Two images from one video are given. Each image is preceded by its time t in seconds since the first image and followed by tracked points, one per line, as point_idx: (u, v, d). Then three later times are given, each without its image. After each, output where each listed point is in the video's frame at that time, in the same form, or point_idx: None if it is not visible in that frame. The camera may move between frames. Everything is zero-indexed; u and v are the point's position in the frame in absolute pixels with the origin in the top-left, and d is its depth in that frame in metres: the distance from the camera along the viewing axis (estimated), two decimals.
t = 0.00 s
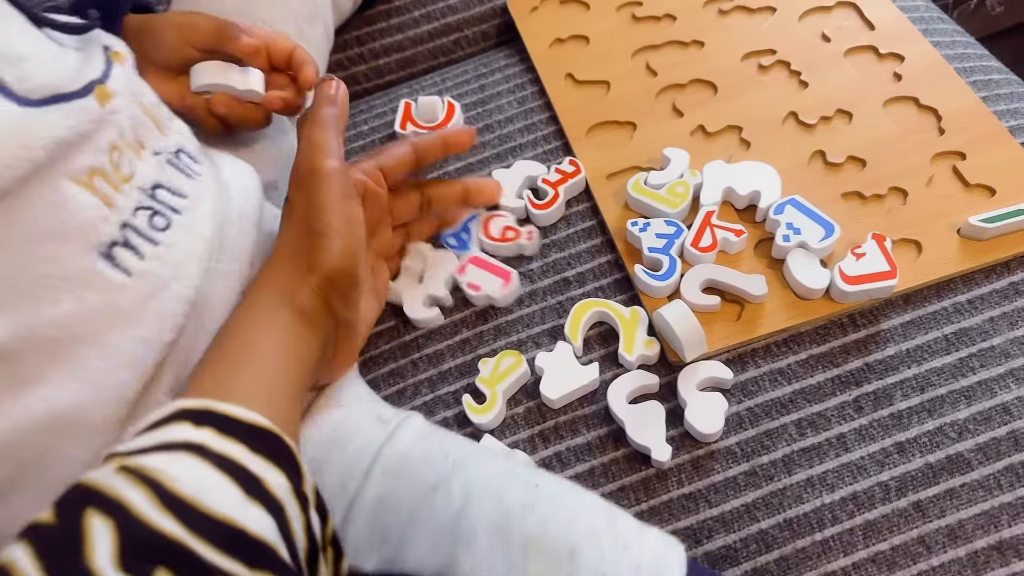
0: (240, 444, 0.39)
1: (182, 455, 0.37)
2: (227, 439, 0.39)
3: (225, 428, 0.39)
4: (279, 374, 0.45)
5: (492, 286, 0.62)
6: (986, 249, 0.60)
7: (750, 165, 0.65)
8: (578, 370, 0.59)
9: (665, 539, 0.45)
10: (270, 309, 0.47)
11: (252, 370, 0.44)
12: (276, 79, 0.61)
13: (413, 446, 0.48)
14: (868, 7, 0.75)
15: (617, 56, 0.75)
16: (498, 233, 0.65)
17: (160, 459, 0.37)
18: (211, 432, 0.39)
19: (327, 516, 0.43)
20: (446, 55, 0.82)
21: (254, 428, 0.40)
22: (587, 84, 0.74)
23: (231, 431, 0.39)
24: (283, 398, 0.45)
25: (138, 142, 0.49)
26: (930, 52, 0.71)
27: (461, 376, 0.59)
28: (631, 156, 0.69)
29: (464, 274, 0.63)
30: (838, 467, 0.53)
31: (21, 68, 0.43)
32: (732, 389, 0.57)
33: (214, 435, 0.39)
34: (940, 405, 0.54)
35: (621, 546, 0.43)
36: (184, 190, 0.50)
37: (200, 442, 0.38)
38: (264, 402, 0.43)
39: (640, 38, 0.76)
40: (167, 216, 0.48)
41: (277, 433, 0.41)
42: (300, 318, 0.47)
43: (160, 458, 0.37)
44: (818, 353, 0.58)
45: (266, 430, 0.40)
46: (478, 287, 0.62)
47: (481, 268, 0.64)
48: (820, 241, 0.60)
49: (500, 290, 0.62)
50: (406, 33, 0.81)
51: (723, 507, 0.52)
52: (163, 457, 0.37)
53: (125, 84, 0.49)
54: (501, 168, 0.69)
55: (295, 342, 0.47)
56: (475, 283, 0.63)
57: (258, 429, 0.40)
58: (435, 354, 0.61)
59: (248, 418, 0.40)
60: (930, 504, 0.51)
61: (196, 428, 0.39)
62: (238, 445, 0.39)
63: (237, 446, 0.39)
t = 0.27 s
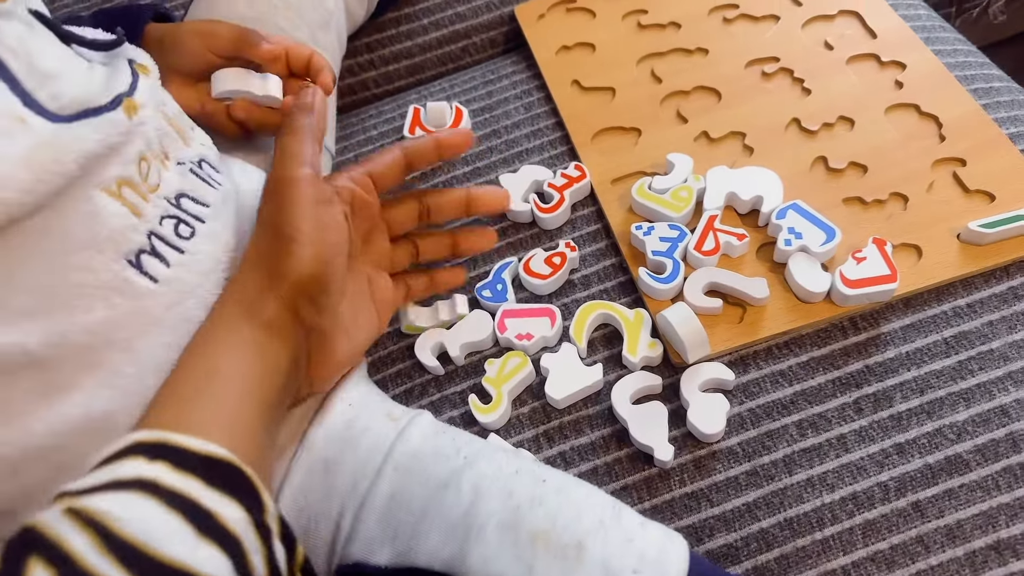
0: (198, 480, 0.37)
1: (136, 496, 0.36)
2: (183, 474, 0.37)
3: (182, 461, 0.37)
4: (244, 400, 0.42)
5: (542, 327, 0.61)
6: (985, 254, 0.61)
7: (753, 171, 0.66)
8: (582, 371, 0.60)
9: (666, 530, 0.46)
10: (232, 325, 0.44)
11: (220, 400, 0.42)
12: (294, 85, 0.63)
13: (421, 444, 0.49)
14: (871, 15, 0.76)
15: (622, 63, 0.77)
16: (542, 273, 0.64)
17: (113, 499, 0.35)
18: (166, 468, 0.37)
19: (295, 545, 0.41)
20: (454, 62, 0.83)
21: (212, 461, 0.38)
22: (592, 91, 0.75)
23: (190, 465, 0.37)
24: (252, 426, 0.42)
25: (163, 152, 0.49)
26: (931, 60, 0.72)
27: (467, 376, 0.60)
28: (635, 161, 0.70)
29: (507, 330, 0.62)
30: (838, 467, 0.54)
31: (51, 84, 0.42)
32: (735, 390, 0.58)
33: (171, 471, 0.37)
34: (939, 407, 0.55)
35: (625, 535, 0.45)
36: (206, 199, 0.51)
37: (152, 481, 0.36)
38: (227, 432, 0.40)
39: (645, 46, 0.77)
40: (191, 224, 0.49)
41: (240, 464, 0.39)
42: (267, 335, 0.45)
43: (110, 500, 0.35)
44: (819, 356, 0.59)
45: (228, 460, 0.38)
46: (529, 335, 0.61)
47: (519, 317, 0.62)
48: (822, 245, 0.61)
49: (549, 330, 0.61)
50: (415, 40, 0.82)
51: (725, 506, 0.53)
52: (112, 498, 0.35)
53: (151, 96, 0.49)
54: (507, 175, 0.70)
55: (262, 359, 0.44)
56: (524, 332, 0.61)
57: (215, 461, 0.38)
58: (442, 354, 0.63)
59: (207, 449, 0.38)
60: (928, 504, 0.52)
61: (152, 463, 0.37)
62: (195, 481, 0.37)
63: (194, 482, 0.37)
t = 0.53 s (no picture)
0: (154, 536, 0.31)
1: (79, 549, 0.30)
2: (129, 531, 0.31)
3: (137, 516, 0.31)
4: (208, 420, 0.36)
5: (536, 335, 0.62)
6: (975, 262, 0.61)
7: (745, 179, 0.67)
8: (575, 378, 0.60)
9: (655, 539, 0.47)
10: (206, 332, 0.38)
11: (161, 422, 0.34)
12: (303, 106, 0.66)
13: (415, 452, 0.50)
14: (863, 25, 0.76)
15: (617, 73, 0.77)
16: (537, 281, 0.64)
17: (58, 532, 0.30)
18: (120, 522, 0.31)
19: None
20: (451, 72, 0.84)
21: (172, 515, 0.32)
22: (587, 101, 0.76)
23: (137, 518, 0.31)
24: (199, 459, 0.35)
25: (174, 174, 0.51)
26: (922, 69, 0.72)
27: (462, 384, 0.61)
28: (629, 170, 0.70)
29: (501, 337, 0.62)
30: (829, 473, 0.54)
31: (67, 117, 0.43)
32: (726, 397, 0.58)
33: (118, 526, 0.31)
34: (929, 413, 0.56)
35: (614, 541, 0.45)
36: (215, 217, 0.53)
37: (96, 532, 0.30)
38: (187, 455, 0.34)
39: (639, 56, 0.78)
40: (203, 243, 0.50)
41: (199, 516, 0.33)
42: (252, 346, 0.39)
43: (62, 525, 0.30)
44: (810, 363, 0.59)
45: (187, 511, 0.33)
46: (523, 342, 0.62)
47: (514, 324, 0.63)
48: (813, 253, 0.62)
49: (545, 338, 0.62)
50: (412, 50, 0.83)
51: (716, 512, 0.54)
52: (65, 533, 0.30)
53: (163, 116, 0.52)
54: (502, 184, 0.71)
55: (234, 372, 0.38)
56: (518, 339, 0.62)
57: (184, 514, 0.32)
58: (437, 361, 0.63)
59: (165, 494, 0.32)
60: (918, 511, 0.52)
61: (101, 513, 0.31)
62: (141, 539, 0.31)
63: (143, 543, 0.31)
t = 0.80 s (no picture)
0: None
1: None
2: None
3: None
4: (266, 510, 0.39)
5: (535, 336, 0.62)
6: (973, 262, 0.61)
7: (743, 180, 0.67)
8: (574, 378, 0.60)
9: (655, 533, 0.47)
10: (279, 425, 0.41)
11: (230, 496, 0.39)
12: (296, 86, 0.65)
13: (415, 448, 0.50)
14: (861, 26, 0.77)
15: (616, 74, 0.78)
16: (536, 281, 0.65)
17: None
18: None
19: None
20: (450, 74, 0.85)
21: None
22: (585, 102, 0.76)
23: None
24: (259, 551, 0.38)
25: (150, 220, 0.45)
26: (921, 70, 0.72)
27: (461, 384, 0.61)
28: (628, 171, 0.71)
29: (500, 338, 0.62)
30: (826, 472, 0.54)
31: (37, 177, 0.39)
32: (725, 397, 0.59)
33: None
34: (926, 413, 0.56)
35: (614, 535, 0.46)
36: (191, 260, 0.46)
37: None
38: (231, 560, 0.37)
39: (638, 57, 0.78)
40: (179, 291, 0.44)
41: None
42: (306, 450, 0.41)
43: None
44: (808, 362, 0.59)
45: None
46: (522, 343, 0.62)
47: (513, 325, 0.63)
48: (811, 253, 0.62)
49: (543, 338, 0.62)
50: (412, 52, 0.83)
51: (715, 511, 0.54)
52: None
53: (145, 171, 0.44)
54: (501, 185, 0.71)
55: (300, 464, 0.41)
56: (518, 340, 0.62)
57: None
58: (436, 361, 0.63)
59: None
60: (915, 509, 0.52)
61: None
62: None
63: None
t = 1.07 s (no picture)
0: None
1: None
2: None
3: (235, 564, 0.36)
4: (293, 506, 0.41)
5: (544, 331, 0.63)
6: (977, 261, 0.62)
7: (750, 179, 0.68)
8: (582, 374, 0.61)
9: (664, 523, 0.47)
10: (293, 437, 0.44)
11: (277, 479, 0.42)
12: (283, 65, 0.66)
13: (428, 440, 0.51)
14: (867, 29, 0.77)
15: (624, 75, 0.79)
16: (545, 278, 0.66)
17: None
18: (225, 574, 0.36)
19: None
20: (460, 75, 0.86)
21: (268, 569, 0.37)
22: (594, 102, 0.77)
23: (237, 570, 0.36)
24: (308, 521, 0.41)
25: (148, 180, 0.46)
26: (926, 72, 0.73)
27: (470, 379, 0.62)
28: (635, 171, 0.71)
29: (509, 334, 0.63)
30: (832, 467, 0.55)
31: (33, 128, 0.40)
32: (731, 393, 0.59)
33: None
34: (931, 409, 0.56)
35: (624, 527, 0.46)
36: (189, 222, 0.48)
37: None
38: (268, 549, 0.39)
39: (645, 59, 0.79)
40: (176, 251, 0.46)
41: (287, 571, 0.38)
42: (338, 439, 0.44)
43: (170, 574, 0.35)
44: (814, 359, 0.60)
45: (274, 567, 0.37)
46: (531, 339, 0.63)
47: (522, 322, 0.64)
48: (817, 251, 0.63)
49: (552, 333, 0.63)
50: (422, 53, 0.85)
51: (721, 505, 0.55)
52: None
53: (139, 132, 0.46)
54: (510, 184, 0.72)
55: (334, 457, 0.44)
56: (527, 336, 0.63)
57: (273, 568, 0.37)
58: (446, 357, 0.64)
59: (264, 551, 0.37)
60: (921, 504, 0.53)
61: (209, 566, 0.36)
62: None
63: None
